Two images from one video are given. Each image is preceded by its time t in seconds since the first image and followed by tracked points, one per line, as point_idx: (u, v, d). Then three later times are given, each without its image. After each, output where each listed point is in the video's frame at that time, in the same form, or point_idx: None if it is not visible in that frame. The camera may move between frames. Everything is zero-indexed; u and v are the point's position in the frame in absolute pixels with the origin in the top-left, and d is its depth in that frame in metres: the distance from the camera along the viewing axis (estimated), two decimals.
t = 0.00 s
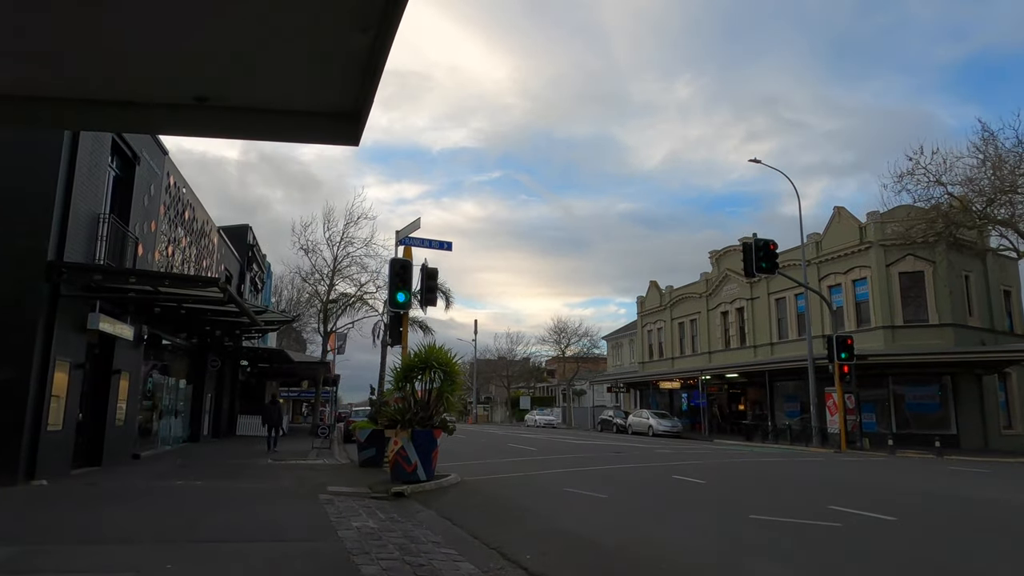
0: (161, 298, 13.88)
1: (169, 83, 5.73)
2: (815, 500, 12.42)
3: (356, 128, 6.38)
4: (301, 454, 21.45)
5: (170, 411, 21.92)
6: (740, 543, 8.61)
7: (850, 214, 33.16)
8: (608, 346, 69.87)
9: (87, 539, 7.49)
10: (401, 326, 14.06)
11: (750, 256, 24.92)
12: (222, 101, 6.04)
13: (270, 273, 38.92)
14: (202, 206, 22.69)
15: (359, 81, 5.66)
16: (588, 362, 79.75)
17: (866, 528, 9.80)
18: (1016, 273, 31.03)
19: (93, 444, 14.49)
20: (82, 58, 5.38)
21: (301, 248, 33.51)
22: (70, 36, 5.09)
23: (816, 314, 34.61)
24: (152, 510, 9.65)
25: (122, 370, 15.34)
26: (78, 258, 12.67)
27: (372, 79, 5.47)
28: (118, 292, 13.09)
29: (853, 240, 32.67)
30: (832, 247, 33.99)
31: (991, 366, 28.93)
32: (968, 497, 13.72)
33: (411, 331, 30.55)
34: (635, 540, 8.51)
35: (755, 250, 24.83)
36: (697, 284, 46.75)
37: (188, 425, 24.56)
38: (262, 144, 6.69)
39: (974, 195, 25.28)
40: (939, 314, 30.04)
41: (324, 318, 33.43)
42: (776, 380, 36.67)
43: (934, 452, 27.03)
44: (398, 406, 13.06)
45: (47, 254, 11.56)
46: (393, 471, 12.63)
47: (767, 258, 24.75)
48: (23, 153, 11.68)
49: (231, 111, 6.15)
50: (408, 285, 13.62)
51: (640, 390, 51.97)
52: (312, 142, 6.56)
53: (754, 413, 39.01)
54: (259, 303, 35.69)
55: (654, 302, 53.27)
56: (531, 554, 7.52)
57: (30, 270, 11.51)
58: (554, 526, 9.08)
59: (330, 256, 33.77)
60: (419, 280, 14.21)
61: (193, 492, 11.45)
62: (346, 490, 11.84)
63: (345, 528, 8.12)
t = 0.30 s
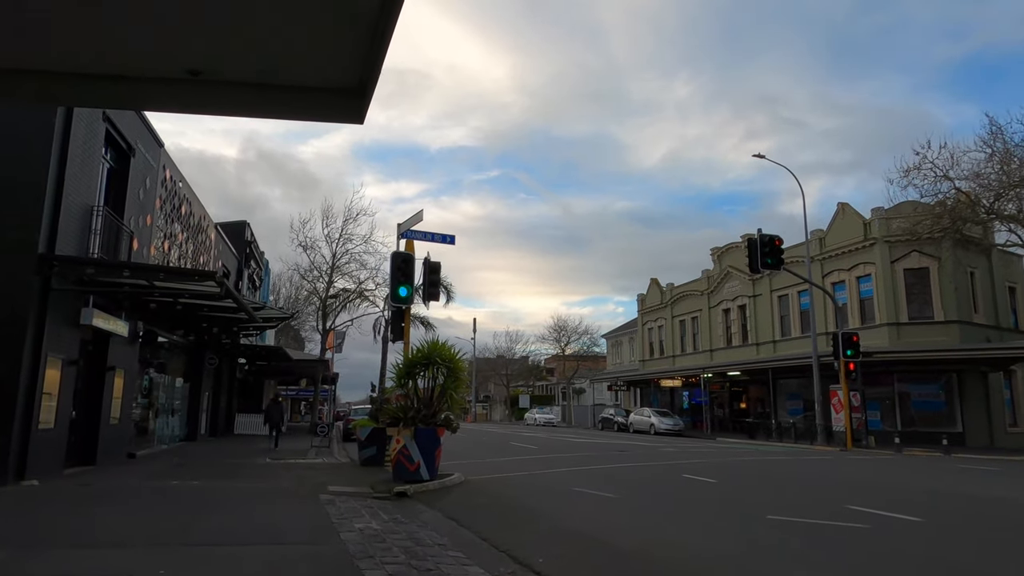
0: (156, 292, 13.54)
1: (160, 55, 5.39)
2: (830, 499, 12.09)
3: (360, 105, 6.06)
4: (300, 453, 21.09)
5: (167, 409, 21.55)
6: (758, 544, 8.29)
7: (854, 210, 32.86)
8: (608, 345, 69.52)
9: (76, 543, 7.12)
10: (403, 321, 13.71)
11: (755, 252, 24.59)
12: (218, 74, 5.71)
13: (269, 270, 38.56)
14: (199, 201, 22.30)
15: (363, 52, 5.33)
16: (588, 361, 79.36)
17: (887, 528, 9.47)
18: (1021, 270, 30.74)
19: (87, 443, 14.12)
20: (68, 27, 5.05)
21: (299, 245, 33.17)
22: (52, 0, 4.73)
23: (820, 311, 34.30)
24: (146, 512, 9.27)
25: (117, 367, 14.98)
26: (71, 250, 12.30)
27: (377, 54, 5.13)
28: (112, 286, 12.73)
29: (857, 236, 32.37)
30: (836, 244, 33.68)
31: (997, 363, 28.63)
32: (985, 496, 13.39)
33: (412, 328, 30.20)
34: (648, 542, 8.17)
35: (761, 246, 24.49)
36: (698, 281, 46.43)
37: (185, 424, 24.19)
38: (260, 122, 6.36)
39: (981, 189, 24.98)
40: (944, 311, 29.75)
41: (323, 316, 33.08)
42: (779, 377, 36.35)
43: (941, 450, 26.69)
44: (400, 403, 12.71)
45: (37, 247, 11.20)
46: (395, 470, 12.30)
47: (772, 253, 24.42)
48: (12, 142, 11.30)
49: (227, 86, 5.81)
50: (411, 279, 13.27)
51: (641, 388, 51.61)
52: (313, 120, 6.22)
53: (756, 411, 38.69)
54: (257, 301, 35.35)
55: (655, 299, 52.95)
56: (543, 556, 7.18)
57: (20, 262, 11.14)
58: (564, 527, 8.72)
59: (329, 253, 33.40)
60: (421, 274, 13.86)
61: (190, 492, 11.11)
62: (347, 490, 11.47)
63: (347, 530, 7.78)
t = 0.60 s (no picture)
0: (152, 290, 13.22)
1: (154, 36, 5.08)
2: (844, 503, 11.77)
3: (366, 91, 5.76)
4: (298, 454, 20.77)
5: (165, 410, 21.22)
6: (776, 552, 7.94)
7: (859, 210, 32.56)
8: (608, 345, 69.20)
9: (64, 553, 6.77)
10: (406, 321, 13.37)
11: (761, 251, 24.27)
12: (215, 56, 5.40)
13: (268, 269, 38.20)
14: (197, 197, 21.95)
15: (370, 33, 5.02)
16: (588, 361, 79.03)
17: (906, 532, 9.16)
18: None
19: (80, 445, 13.77)
20: (54, 3, 4.72)
21: (299, 243, 32.81)
22: None
23: (824, 311, 33.99)
24: (139, 519, 8.92)
25: (112, 367, 14.64)
26: (64, 246, 11.96)
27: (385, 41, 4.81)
28: (107, 283, 12.40)
29: (862, 235, 32.06)
30: (840, 243, 33.37)
31: (1003, 364, 28.33)
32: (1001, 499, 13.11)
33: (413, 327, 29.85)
34: (662, 550, 7.86)
35: (766, 246, 24.14)
36: (700, 281, 46.11)
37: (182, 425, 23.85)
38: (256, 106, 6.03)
39: (990, 188, 24.68)
40: (950, 311, 29.46)
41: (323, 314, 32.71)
42: (782, 378, 36.05)
43: (949, 452, 26.34)
44: (403, 405, 12.39)
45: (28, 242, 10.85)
46: (398, 474, 11.97)
47: (777, 253, 24.11)
48: (4, 133, 10.98)
49: (225, 69, 5.51)
50: (413, 278, 12.94)
51: (642, 389, 51.29)
52: (316, 105, 5.89)
53: (759, 411, 38.48)
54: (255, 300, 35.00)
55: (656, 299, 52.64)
56: (553, 566, 6.85)
57: (11, 259, 10.80)
58: (574, 535, 8.38)
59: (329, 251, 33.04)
60: (424, 273, 13.54)
61: (186, 496, 10.77)
62: (348, 494, 11.13)
63: (349, 539, 7.43)
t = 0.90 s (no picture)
0: (142, 285, 12.85)
1: None
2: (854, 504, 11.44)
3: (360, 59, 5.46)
4: (293, 455, 20.39)
5: (157, 410, 20.83)
6: (790, 553, 7.62)
7: (860, 209, 32.29)
8: (606, 346, 68.84)
9: (40, 554, 6.42)
10: (404, 317, 13.01)
11: (763, 249, 23.96)
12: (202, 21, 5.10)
13: (263, 268, 37.80)
14: (191, 193, 21.58)
15: None
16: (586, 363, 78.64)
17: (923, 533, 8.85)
18: None
19: (68, 445, 13.40)
20: None
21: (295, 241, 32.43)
22: None
23: (825, 310, 33.69)
24: (124, 520, 8.56)
25: (101, 364, 14.27)
26: (51, 238, 11.60)
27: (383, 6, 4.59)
28: (95, 278, 12.03)
29: (864, 235, 31.78)
30: (841, 243, 33.09)
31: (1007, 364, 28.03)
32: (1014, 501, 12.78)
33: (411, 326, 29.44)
34: (671, 552, 7.53)
35: (769, 243, 23.80)
36: (700, 281, 45.81)
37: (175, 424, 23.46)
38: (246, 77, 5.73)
39: (994, 187, 24.40)
40: (953, 310, 29.19)
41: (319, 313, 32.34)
42: (783, 379, 35.73)
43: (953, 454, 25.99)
44: (400, 403, 12.03)
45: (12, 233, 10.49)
46: (395, 475, 11.60)
47: (779, 251, 23.80)
48: None
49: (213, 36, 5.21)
50: (412, 272, 12.58)
51: (641, 390, 50.95)
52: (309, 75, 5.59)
53: (759, 412, 38.17)
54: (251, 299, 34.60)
55: (655, 300, 52.34)
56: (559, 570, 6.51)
57: None
58: (579, 537, 8.03)
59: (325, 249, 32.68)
60: (422, 268, 13.18)
61: (176, 498, 10.40)
62: (344, 495, 10.77)
63: (344, 543, 7.07)
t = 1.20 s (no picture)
0: (135, 284, 12.47)
1: None
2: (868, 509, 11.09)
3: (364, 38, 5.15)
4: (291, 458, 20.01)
5: (152, 411, 20.44)
6: (812, 562, 7.29)
7: (863, 208, 31.98)
8: (605, 347, 68.46)
9: (25, 564, 6.09)
10: (405, 316, 12.65)
11: (768, 248, 23.63)
12: None
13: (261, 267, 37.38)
14: (187, 190, 21.20)
15: None
16: (585, 363, 78.23)
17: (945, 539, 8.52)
18: None
19: (59, 448, 13.02)
20: None
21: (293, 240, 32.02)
22: None
23: (829, 311, 33.37)
24: (115, 527, 8.21)
25: (93, 365, 13.88)
26: (40, 234, 11.21)
27: None
28: (86, 275, 11.64)
29: (867, 234, 31.48)
30: (844, 243, 32.79)
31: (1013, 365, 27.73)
32: None
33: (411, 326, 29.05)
34: (688, 561, 7.19)
35: (774, 242, 23.47)
36: (701, 281, 45.45)
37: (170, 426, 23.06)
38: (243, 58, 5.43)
39: (1003, 184, 24.08)
40: (958, 311, 28.89)
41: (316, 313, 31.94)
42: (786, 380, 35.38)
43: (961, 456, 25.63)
44: (401, 405, 11.67)
45: None
46: (396, 478, 11.25)
47: (784, 250, 23.45)
48: None
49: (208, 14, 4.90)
50: (413, 271, 12.23)
51: (641, 391, 50.58)
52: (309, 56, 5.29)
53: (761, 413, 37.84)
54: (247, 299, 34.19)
55: (655, 300, 51.99)
56: None
57: None
58: (591, 545, 7.69)
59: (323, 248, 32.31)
60: (424, 267, 12.83)
61: (170, 503, 10.04)
62: (343, 500, 10.40)
63: (345, 553, 6.71)
